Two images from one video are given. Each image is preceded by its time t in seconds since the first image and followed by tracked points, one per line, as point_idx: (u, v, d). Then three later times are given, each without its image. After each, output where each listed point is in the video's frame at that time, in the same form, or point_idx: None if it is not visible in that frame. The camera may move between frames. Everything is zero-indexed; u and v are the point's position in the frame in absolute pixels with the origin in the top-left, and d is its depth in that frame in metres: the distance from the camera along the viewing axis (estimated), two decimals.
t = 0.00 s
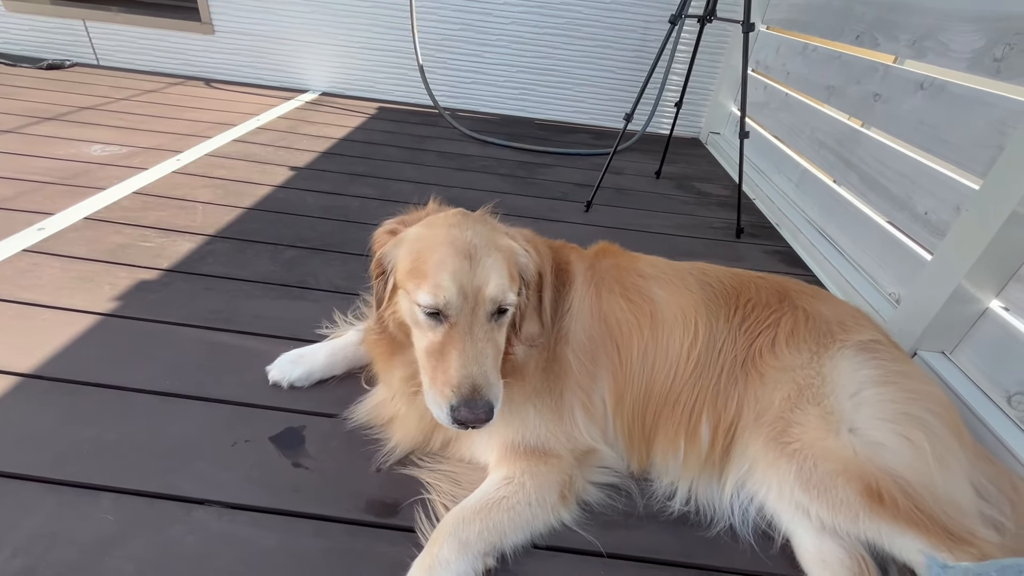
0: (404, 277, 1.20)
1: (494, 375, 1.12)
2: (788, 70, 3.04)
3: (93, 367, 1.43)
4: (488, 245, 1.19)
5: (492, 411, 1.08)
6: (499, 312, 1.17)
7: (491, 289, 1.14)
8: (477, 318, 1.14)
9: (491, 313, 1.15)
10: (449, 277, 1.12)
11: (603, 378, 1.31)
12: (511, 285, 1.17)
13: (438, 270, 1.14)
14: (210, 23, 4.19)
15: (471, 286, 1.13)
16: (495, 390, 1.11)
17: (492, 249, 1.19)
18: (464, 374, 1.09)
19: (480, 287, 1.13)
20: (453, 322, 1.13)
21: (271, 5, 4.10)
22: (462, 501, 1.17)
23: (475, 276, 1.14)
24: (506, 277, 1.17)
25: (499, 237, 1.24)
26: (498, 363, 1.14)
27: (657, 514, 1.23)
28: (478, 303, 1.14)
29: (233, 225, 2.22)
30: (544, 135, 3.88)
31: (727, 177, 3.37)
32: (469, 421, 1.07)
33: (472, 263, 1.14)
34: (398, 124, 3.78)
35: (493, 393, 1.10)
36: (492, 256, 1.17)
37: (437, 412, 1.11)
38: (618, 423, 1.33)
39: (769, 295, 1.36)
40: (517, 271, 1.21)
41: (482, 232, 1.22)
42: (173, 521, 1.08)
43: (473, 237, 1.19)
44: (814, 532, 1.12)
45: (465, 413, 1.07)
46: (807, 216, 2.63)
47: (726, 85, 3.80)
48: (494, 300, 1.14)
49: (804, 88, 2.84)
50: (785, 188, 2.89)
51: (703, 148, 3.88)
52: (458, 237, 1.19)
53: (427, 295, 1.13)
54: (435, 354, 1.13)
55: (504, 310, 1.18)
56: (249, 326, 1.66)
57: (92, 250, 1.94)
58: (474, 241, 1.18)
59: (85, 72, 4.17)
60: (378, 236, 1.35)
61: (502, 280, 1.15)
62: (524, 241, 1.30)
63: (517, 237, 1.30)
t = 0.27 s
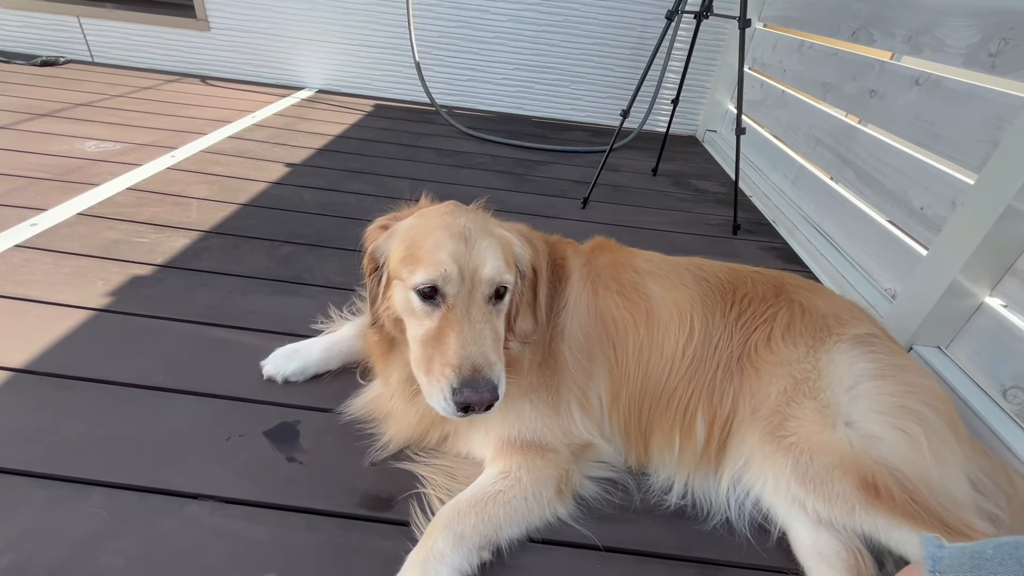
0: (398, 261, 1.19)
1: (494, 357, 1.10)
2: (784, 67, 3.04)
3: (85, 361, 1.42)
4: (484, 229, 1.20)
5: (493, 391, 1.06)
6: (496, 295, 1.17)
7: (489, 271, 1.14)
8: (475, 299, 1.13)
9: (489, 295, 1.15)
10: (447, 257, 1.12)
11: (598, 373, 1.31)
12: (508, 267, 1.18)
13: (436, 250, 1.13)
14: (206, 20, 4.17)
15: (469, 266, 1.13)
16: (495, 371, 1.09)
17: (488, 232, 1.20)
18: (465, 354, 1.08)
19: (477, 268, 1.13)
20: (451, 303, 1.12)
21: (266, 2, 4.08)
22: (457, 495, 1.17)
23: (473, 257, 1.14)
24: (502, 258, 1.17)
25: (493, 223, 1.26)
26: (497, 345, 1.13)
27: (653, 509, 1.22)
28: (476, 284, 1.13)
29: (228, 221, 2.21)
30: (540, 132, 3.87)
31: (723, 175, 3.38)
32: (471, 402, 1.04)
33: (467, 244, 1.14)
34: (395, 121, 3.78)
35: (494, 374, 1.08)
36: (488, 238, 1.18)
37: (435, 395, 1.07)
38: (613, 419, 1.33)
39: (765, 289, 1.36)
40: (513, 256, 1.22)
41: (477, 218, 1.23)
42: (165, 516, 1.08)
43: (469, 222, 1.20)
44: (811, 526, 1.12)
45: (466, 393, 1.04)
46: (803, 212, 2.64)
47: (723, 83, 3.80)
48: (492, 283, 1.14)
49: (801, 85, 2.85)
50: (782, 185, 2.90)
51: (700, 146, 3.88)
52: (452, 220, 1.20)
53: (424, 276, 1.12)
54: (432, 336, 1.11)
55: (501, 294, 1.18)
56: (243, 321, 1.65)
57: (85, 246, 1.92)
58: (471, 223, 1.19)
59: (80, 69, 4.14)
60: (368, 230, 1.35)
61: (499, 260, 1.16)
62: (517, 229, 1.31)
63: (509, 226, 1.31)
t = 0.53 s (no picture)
0: (353, 217, 1.25)
1: (445, 270, 1.09)
2: (782, 70, 2.98)
3: (45, 371, 1.38)
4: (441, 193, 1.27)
5: (442, 290, 1.04)
6: (451, 234, 1.19)
7: (439, 207, 1.19)
8: (425, 227, 1.16)
9: (442, 228, 1.18)
10: (397, 195, 1.19)
11: (567, 382, 1.25)
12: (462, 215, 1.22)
13: (387, 192, 1.22)
14: (204, 31, 4.20)
15: (420, 199, 1.20)
16: (444, 275, 1.07)
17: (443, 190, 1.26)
18: (411, 259, 1.08)
19: (428, 204, 1.19)
20: (400, 229, 1.16)
21: (264, 12, 4.10)
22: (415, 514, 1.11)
23: (424, 196, 1.20)
24: (458, 206, 1.24)
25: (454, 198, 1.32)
26: (449, 264, 1.12)
27: (624, 531, 1.15)
28: (427, 214, 1.18)
29: (210, 228, 2.18)
30: (536, 139, 3.83)
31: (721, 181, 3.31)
32: (417, 296, 1.02)
33: (420, 189, 1.22)
34: (390, 129, 3.76)
35: (443, 277, 1.06)
36: (442, 190, 1.26)
37: (383, 301, 1.05)
38: (584, 431, 1.26)
39: (745, 296, 1.29)
40: (470, 216, 1.26)
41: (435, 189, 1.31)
42: (106, 534, 1.02)
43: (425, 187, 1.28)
44: (791, 551, 1.04)
45: (411, 286, 1.03)
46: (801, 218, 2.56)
47: (722, 88, 3.74)
48: (443, 215, 1.19)
49: (798, 89, 2.78)
50: (780, 190, 2.82)
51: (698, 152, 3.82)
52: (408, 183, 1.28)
53: (375, 212, 1.19)
54: (381, 259, 1.12)
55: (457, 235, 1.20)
56: (213, 330, 1.61)
57: (62, 253, 1.90)
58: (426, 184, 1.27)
59: (81, 80, 4.18)
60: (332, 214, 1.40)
61: (453, 205, 1.22)
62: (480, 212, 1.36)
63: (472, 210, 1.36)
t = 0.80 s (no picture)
0: (355, 220, 1.26)
1: (446, 267, 1.10)
2: (783, 76, 2.99)
3: (50, 377, 1.39)
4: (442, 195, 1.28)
5: (442, 283, 1.05)
6: (453, 233, 1.19)
7: (441, 208, 1.20)
8: (427, 226, 1.17)
9: (444, 228, 1.18)
10: (398, 197, 1.21)
11: (569, 389, 1.25)
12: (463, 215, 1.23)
13: (389, 194, 1.23)
14: (209, 36, 4.23)
15: (421, 201, 1.20)
16: (445, 272, 1.08)
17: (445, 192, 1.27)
18: (412, 257, 1.09)
19: (429, 205, 1.20)
20: (402, 230, 1.17)
21: (267, 18, 4.12)
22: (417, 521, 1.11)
23: (425, 198, 1.21)
24: (458, 208, 1.24)
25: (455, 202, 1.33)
26: (450, 262, 1.13)
27: (627, 539, 1.15)
28: (429, 214, 1.19)
29: (214, 234, 2.19)
30: (539, 144, 3.85)
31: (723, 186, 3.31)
32: (418, 290, 1.03)
33: (421, 191, 1.23)
34: (393, 134, 3.77)
35: (443, 273, 1.07)
36: (444, 192, 1.26)
37: (384, 298, 1.07)
38: (586, 439, 1.26)
39: (748, 303, 1.29)
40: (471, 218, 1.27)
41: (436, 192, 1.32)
42: (110, 541, 1.03)
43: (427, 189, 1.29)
44: (794, 560, 1.04)
45: (412, 280, 1.04)
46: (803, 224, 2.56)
47: (724, 93, 3.75)
48: (445, 216, 1.19)
49: (800, 94, 2.79)
50: (781, 195, 2.82)
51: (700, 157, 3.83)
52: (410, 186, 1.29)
53: (376, 214, 1.20)
54: (383, 258, 1.13)
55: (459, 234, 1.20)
56: (216, 335, 1.61)
57: (66, 259, 1.91)
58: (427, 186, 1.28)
59: (86, 85, 4.21)
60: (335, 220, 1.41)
61: (454, 207, 1.22)
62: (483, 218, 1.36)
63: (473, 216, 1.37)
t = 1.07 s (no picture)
0: (364, 223, 1.28)
1: (453, 263, 1.11)
2: (784, 82, 3.00)
3: (57, 384, 1.40)
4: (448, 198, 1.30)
5: (449, 273, 1.06)
6: (460, 234, 1.21)
7: (448, 209, 1.21)
8: (434, 225, 1.19)
9: (451, 229, 1.20)
10: (406, 198, 1.22)
11: (573, 396, 1.25)
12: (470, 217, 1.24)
13: (397, 196, 1.24)
14: (212, 43, 4.25)
15: (428, 202, 1.22)
16: (451, 265, 1.10)
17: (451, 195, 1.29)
18: (420, 252, 1.11)
19: (436, 206, 1.21)
20: (409, 230, 1.18)
21: (270, 24, 4.14)
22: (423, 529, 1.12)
23: (432, 199, 1.23)
24: (465, 211, 1.25)
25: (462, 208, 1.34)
26: (457, 259, 1.14)
27: (631, 547, 1.17)
28: (436, 213, 1.20)
29: (218, 240, 2.20)
30: (540, 149, 3.86)
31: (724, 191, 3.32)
32: (425, 279, 1.05)
33: (429, 193, 1.24)
34: (395, 139, 3.79)
35: (451, 267, 1.09)
36: (451, 195, 1.28)
37: (392, 291, 1.08)
38: (591, 446, 1.26)
39: (752, 311, 1.30)
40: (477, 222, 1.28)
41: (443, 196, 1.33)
42: (118, 548, 1.04)
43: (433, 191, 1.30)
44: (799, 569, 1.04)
45: (420, 270, 1.05)
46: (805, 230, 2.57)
47: (725, 98, 3.77)
48: (453, 217, 1.21)
49: (801, 101, 2.80)
50: (783, 201, 2.83)
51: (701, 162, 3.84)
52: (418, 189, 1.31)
53: (385, 215, 1.21)
54: (392, 256, 1.14)
55: (465, 234, 1.22)
56: (222, 342, 1.62)
57: (72, 265, 1.92)
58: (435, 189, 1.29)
59: (90, 91, 4.23)
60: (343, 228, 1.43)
61: (461, 208, 1.24)
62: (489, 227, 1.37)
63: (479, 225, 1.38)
